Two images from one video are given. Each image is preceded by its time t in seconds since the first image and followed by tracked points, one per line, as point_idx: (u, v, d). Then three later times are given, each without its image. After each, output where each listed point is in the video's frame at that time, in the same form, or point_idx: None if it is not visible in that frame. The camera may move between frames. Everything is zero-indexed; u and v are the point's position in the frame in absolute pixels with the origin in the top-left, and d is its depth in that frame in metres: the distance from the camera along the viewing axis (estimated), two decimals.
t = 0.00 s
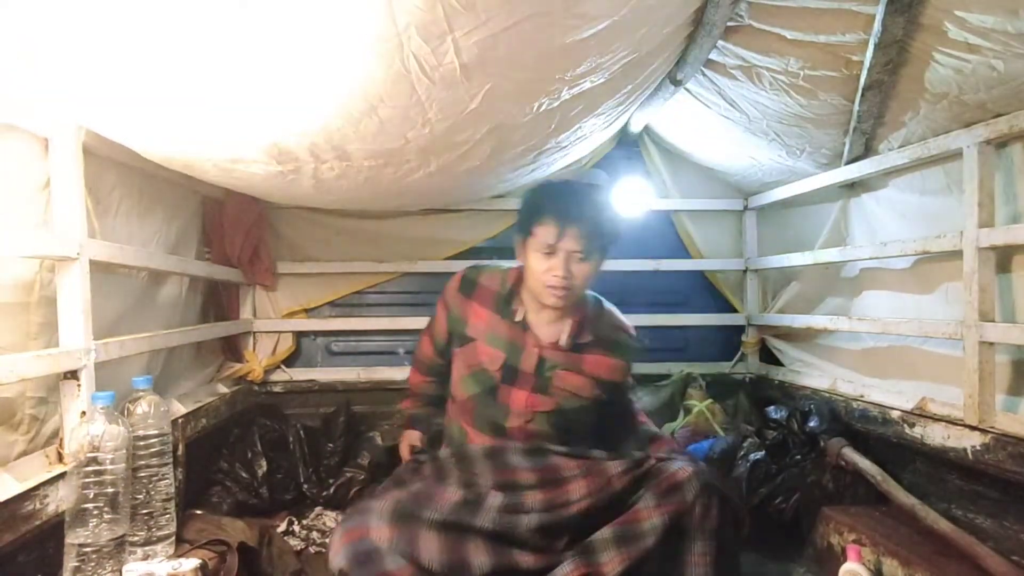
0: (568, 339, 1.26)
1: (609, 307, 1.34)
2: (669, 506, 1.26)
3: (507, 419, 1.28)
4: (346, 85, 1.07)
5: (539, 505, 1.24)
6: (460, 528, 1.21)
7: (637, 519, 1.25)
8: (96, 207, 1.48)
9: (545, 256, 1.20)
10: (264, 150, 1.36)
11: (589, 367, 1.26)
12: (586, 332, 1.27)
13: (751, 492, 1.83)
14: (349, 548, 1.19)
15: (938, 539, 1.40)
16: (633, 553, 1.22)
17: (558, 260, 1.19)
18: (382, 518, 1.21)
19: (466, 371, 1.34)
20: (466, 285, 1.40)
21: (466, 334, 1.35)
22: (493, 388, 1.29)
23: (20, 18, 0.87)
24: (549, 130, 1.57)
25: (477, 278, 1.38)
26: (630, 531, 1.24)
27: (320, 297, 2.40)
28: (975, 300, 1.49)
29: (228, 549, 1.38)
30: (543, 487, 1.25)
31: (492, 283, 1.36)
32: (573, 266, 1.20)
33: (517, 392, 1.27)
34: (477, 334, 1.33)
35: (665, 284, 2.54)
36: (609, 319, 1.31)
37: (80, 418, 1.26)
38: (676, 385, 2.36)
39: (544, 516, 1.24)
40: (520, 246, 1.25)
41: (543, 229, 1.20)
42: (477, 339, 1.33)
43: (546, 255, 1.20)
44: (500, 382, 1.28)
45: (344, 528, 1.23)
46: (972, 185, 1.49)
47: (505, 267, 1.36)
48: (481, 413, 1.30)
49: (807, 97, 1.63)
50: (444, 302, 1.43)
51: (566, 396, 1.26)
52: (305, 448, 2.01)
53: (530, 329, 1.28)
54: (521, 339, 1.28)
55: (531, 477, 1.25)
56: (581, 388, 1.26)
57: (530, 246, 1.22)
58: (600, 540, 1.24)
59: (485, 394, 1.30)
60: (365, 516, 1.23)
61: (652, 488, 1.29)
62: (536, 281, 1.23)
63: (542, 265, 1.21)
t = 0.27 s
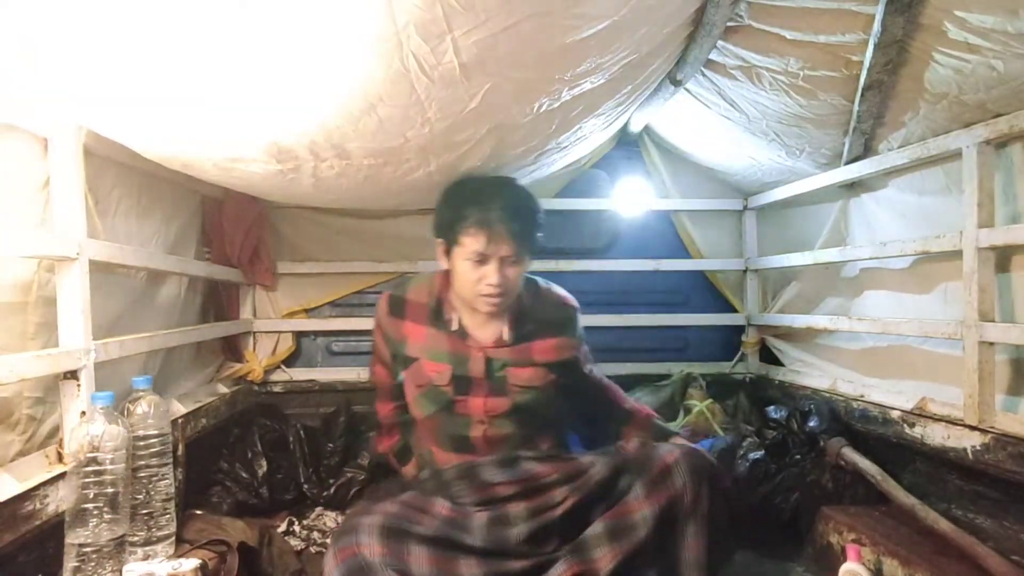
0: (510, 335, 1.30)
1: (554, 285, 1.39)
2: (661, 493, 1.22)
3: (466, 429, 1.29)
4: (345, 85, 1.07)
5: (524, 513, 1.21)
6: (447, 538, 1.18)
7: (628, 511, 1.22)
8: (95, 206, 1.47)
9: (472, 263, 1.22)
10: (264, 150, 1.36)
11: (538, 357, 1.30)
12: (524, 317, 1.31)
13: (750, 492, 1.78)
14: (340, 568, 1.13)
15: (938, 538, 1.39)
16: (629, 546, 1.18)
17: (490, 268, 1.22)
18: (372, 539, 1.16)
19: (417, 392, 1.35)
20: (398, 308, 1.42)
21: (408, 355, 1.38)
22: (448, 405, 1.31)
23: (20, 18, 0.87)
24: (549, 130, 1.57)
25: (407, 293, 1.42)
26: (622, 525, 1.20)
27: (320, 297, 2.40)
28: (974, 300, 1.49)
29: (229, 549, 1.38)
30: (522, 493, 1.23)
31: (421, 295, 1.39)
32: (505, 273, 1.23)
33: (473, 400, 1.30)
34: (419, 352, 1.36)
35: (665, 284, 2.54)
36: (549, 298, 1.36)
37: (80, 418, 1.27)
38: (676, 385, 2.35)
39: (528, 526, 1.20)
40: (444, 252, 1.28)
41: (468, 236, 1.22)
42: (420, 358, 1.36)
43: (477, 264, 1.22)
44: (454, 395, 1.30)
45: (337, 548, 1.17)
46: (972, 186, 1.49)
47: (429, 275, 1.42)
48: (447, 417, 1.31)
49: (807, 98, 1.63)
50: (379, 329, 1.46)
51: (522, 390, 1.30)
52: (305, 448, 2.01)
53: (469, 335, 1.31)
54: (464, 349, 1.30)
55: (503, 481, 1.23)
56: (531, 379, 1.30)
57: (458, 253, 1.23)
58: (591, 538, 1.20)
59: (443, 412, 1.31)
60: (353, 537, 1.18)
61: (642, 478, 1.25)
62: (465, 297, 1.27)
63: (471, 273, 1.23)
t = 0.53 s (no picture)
0: (481, 333, 1.46)
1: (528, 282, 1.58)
2: (649, 475, 1.30)
3: (439, 429, 1.47)
4: (344, 85, 1.07)
5: (512, 504, 1.32)
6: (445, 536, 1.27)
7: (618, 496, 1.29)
8: (95, 207, 1.47)
9: (450, 271, 1.35)
10: (263, 150, 1.36)
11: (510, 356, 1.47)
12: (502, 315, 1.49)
13: (750, 492, 1.77)
14: None
15: (938, 538, 1.39)
16: (622, 533, 1.25)
17: (467, 278, 1.34)
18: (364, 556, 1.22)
19: (387, 394, 1.51)
20: (360, 313, 1.57)
21: (374, 356, 1.53)
22: (416, 405, 1.48)
23: (20, 19, 0.87)
24: (548, 130, 1.57)
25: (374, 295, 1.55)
26: (613, 512, 1.27)
27: (320, 297, 2.40)
28: (974, 299, 1.49)
29: (229, 549, 1.38)
30: (514, 485, 1.35)
31: (384, 300, 1.55)
32: (482, 282, 1.36)
33: (442, 400, 1.47)
34: (387, 353, 1.51)
35: (665, 284, 2.54)
36: (524, 295, 1.53)
37: (80, 418, 1.27)
38: (676, 385, 2.37)
39: (521, 519, 1.31)
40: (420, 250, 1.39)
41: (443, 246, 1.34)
42: (388, 359, 1.51)
43: (453, 273, 1.34)
44: (425, 395, 1.47)
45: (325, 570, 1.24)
46: (972, 186, 1.49)
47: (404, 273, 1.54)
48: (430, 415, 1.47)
49: (807, 97, 1.63)
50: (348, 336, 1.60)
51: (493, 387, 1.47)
52: (305, 448, 1.99)
53: (439, 337, 1.47)
54: (433, 350, 1.47)
55: (499, 480, 1.36)
56: (504, 376, 1.47)
57: (433, 259, 1.36)
58: (584, 530, 1.27)
59: (413, 412, 1.48)
60: (345, 556, 1.24)
61: (626, 461, 1.33)
62: (437, 301, 1.41)
63: (446, 281, 1.36)
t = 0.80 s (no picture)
0: (470, 343, 1.45)
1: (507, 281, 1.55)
2: (641, 467, 1.29)
3: (438, 442, 1.45)
4: (344, 85, 1.07)
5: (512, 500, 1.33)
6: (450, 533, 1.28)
7: (609, 489, 1.28)
8: (95, 207, 1.47)
9: (441, 302, 1.29)
10: (264, 150, 1.36)
11: (502, 360, 1.47)
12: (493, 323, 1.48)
13: (750, 491, 1.78)
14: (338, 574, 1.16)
15: (938, 538, 1.39)
16: (614, 526, 1.24)
17: (461, 308, 1.29)
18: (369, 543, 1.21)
19: (381, 415, 1.47)
20: (343, 339, 1.52)
21: (364, 380, 1.49)
22: (414, 421, 1.45)
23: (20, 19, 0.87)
24: (548, 130, 1.57)
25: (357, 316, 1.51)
26: (604, 506, 1.26)
27: (320, 297, 2.40)
28: (975, 300, 1.48)
29: (229, 549, 1.38)
30: (514, 483, 1.36)
31: (365, 323, 1.50)
32: (476, 308, 1.30)
33: (439, 413, 1.44)
34: (377, 376, 1.47)
35: (665, 284, 2.54)
36: (509, 294, 1.52)
37: (81, 418, 1.27)
38: (676, 385, 2.37)
39: (521, 518, 1.33)
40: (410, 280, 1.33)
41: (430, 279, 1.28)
42: (381, 381, 1.47)
43: (448, 302, 1.29)
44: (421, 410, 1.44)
45: (333, 553, 1.21)
46: (972, 186, 1.49)
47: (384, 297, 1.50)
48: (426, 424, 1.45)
49: (807, 97, 1.63)
50: (329, 361, 1.55)
51: (487, 394, 1.46)
52: (305, 448, 2.01)
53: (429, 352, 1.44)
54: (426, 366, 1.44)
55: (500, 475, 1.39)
56: (498, 382, 1.47)
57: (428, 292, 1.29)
58: (579, 525, 1.26)
59: (410, 428, 1.45)
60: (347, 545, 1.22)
61: (617, 453, 1.31)
62: (434, 328, 1.37)
63: (440, 313, 1.31)
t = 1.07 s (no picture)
0: (458, 387, 1.26)
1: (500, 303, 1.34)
2: (636, 465, 1.32)
3: (436, 483, 1.36)
4: (344, 86, 1.07)
5: (505, 500, 1.33)
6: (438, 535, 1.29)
7: (607, 486, 1.32)
8: (95, 207, 1.47)
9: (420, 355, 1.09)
10: (264, 150, 1.36)
11: (496, 397, 1.34)
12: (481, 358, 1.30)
13: (750, 491, 1.77)
14: None
15: (938, 538, 1.40)
16: (610, 523, 1.28)
17: (446, 355, 1.10)
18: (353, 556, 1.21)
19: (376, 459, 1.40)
20: (326, 392, 1.41)
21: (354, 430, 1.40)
22: (412, 465, 1.36)
23: (20, 19, 0.87)
24: (548, 130, 1.57)
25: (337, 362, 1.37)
26: (603, 502, 1.30)
27: (319, 298, 2.40)
28: (975, 300, 1.49)
29: (229, 549, 1.38)
30: (504, 482, 1.36)
31: (345, 375, 1.35)
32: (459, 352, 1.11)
33: (435, 456, 1.34)
34: (365, 427, 1.37)
35: (665, 284, 2.54)
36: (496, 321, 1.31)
37: (81, 418, 1.27)
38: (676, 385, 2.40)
39: (510, 515, 1.33)
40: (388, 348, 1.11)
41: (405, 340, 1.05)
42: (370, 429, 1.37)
43: (427, 359, 1.10)
44: (415, 454, 1.35)
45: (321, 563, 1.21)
46: (972, 185, 1.49)
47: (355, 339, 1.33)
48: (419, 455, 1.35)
49: (807, 97, 1.63)
50: (318, 410, 1.46)
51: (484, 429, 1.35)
52: (305, 448, 1.99)
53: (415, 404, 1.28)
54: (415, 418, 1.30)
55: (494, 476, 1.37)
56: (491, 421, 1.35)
57: (403, 353, 1.09)
58: (575, 523, 1.30)
59: (405, 470, 1.37)
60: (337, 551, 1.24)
61: (615, 452, 1.36)
62: (416, 382, 1.18)
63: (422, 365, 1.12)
